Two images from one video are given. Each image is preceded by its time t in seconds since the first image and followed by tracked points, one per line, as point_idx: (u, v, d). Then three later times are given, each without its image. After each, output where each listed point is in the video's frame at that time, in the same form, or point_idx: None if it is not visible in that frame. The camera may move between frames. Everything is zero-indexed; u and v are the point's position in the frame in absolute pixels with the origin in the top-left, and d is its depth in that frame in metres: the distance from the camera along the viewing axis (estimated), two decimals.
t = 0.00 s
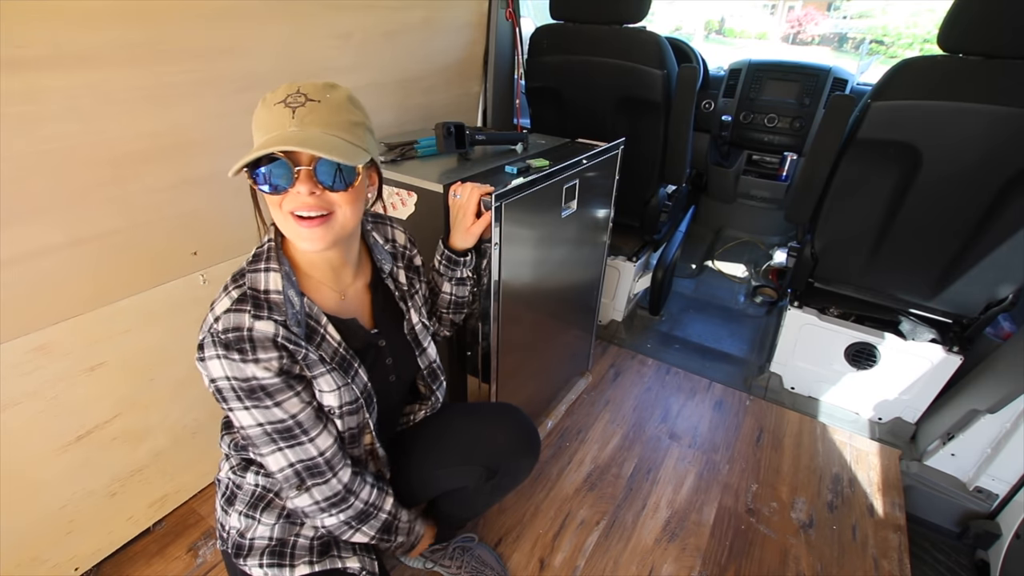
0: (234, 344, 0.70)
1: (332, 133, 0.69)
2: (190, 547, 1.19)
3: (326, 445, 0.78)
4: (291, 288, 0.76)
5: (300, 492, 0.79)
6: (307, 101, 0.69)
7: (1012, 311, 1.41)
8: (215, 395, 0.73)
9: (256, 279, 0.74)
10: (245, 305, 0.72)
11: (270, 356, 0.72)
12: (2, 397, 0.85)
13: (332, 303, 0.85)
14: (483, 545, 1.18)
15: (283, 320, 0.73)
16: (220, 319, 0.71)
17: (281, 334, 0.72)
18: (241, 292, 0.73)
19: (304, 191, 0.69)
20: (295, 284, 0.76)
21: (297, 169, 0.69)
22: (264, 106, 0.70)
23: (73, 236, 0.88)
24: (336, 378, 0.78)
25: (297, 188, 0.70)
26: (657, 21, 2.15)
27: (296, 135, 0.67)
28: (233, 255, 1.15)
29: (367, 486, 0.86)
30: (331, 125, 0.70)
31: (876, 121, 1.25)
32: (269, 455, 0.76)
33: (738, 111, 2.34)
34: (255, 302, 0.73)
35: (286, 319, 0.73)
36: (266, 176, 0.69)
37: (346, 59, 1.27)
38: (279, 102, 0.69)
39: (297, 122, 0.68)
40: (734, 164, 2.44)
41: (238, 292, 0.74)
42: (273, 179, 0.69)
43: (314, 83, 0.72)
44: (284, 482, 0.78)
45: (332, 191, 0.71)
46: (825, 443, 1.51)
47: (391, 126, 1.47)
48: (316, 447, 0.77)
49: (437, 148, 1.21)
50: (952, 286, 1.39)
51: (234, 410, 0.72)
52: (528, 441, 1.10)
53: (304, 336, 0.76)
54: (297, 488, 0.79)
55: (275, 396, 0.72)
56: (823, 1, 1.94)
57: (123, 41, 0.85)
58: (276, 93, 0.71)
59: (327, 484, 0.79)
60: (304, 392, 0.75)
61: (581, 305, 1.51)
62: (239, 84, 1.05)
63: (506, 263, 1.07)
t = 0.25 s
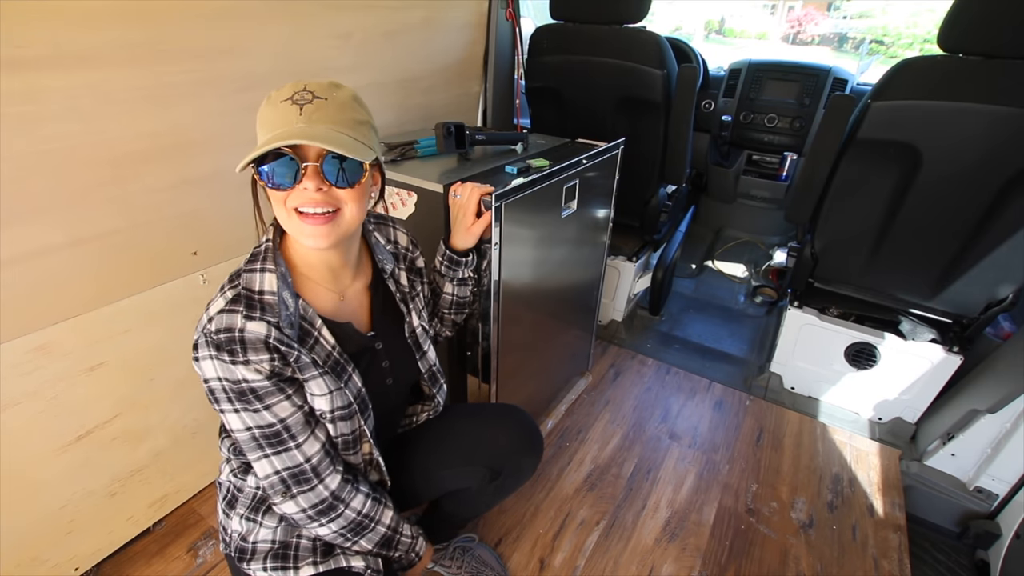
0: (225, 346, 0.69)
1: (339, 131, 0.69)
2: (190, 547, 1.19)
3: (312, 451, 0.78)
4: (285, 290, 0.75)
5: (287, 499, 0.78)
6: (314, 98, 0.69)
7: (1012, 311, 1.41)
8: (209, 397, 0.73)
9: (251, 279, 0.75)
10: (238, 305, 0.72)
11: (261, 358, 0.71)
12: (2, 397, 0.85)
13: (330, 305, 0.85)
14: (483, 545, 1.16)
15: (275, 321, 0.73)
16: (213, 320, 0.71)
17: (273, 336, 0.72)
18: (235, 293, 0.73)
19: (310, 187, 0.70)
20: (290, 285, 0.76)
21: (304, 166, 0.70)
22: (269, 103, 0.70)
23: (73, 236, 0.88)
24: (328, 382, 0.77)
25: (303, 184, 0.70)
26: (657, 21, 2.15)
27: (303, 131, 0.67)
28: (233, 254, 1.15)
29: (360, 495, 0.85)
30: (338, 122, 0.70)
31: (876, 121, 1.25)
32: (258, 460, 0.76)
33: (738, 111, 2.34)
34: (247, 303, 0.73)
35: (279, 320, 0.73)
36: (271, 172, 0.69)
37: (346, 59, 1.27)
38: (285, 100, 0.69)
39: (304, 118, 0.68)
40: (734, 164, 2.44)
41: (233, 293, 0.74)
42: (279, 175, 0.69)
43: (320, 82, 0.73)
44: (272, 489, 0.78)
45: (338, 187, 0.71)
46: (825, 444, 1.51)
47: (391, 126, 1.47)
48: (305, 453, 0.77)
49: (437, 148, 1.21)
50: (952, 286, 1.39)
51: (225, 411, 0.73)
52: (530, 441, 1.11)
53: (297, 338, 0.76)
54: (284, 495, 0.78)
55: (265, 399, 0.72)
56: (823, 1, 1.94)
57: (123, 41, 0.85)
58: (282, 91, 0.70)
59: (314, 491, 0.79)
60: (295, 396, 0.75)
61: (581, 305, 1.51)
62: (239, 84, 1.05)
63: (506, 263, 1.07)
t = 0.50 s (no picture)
0: (236, 347, 0.70)
1: (343, 130, 0.70)
2: (190, 547, 1.19)
3: (322, 449, 0.79)
4: (293, 290, 0.75)
5: (296, 499, 0.79)
6: (317, 98, 0.69)
7: (1012, 311, 1.41)
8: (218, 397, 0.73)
9: (259, 280, 0.74)
10: (248, 307, 0.72)
11: (272, 360, 0.72)
12: (2, 397, 0.85)
13: (336, 304, 0.86)
14: (483, 545, 1.16)
15: (285, 322, 0.73)
16: (223, 321, 0.71)
17: (284, 337, 0.72)
18: (244, 294, 0.74)
19: (316, 186, 0.70)
20: (298, 286, 0.76)
21: (308, 165, 0.70)
22: (271, 104, 0.70)
23: (73, 236, 0.88)
24: (337, 382, 0.78)
25: (308, 184, 0.70)
26: (657, 21, 2.15)
27: (308, 131, 0.67)
28: (233, 254, 1.15)
29: (366, 492, 0.86)
30: (342, 121, 0.70)
31: (876, 121, 1.25)
32: (268, 460, 0.76)
33: (738, 111, 2.34)
34: (257, 304, 0.73)
35: (288, 321, 0.73)
36: (276, 173, 0.69)
37: (346, 59, 1.27)
38: (288, 100, 0.69)
39: (308, 118, 0.68)
40: (734, 164, 2.44)
41: (242, 294, 0.74)
42: (283, 175, 0.69)
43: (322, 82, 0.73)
44: (280, 490, 0.78)
45: (343, 186, 0.72)
46: (825, 444, 1.51)
47: (390, 126, 1.47)
48: (315, 453, 0.78)
49: (437, 148, 1.21)
50: (952, 286, 1.39)
51: (235, 413, 0.72)
52: (531, 441, 1.10)
53: (306, 339, 0.76)
54: (293, 495, 0.78)
55: (276, 400, 0.73)
56: (823, 1, 1.94)
57: (123, 41, 0.85)
58: (284, 91, 0.70)
59: (322, 490, 0.79)
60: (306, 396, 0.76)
61: (580, 305, 1.51)
62: (239, 84, 1.05)
63: (506, 263, 1.07)
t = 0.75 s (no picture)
0: (238, 348, 0.70)
1: (347, 129, 0.70)
2: (190, 547, 1.19)
3: (324, 450, 0.79)
4: (295, 290, 0.75)
5: (297, 499, 0.79)
6: (320, 97, 0.69)
7: (1012, 311, 1.41)
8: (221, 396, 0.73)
9: (260, 281, 0.75)
10: (250, 307, 0.72)
11: (274, 360, 0.71)
12: (2, 397, 0.85)
13: (338, 304, 0.86)
14: (483, 545, 1.16)
15: (287, 322, 0.73)
16: (225, 321, 0.71)
17: (286, 337, 0.72)
18: (245, 294, 0.73)
19: (319, 185, 0.70)
20: (300, 286, 0.76)
21: (311, 164, 0.70)
22: (274, 104, 0.70)
23: (73, 236, 0.88)
24: (339, 382, 0.78)
25: (312, 183, 0.70)
26: (657, 21, 2.15)
27: (311, 130, 0.67)
28: (233, 254, 1.15)
29: (367, 492, 0.86)
30: (345, 120, 0.70)
31: (876, 121, 1.25)
32: (270, 460, 0.76)
33: (738, 111, 2.34)
34: (259, 304, 0.73)
35: (290, 321, 0.73)
36: (279, 172, 0.69)
37: (346, 59, 1.27)
38: (291, 100, 0.69)
39: (312, 117, 0.68)
40: (734, 164, 2.44)
41: (243, 294, 0.74)
42: (286, 174, 0.69)
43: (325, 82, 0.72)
44: (282, 490, 0.78)
45: (346, 185, 0.72)
46: (825, 444, 1.51)
47: (390, 126, 1.47)
48: (317, 453, 0.78)
49: (437, 148, 1.21)
50: (952, 286, 1.39)
51: (237, 413, 0.72)
52: (531, 441, 1.10)
53: (308, 339, 0.76)
54: (294, 495, 0.78)
55: (278, 400, 0.73)
56: (823, 1, 1.94)
57: (123, 41, 0.85)
58: (287, 91, 0.70)
59: (324, 489, 0.79)
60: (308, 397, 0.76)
61: (580, 305, 1.51)
62: (240, 84, 1.05)
63: (506, 263, 1.07)
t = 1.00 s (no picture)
0: (237, 348, 0.70)
1: (346, 128, 0.70)
2: (190, 548, 1.18)
3: (323, 450, 0.79)
4: (294, 289, 0.75)
5: (296, 499, 0.79)
6: (320, 97, 0.69)
7: (1012, 311, 1.41)
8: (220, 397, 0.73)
9: (260, 280, 0.74)
10: (249, 307, 0.72)
11: (274, 360, 0.71)
12: (2, 397, 0.85)
13: (337, 304, 0.86)
14: (483, 545, 1.16)
15: (286, 322, 0.73)
16: (224, 321, 0.71)
17: (285, 337, 0.72)
18: (244, 294, 0.73)
19: (319, 185, 0.70)
20: (299, 285, 0.76)
21: (311, 164, 0.70)
22: (274, 104, 0.70)
23: (73, 236, 0.88)
24: (338, 382, 0.78)
25: (312, 182, 0.70)
26: (657, 21, 2.15)
27: (311, 130, 0.67)
28: (233, 254, 1.15)
29: (366, 492, 0.86)
30: (345, 120, 0.70)
31: (876, 121, 1.25)
32: (269, 461, 0.76)
33: (738, 111, 2.34)
34: (258, 304, 0.73)
35: (290, 320, 0.73)
36: (279, 171, 0.68)
37: (346, 59, 1.27)
38: (290, 100, 0.69)
39: (312, 117, 0.68)
40: (734, 164, 2.44)
41: (243, 294, 0.74)
42: (286, 173, 0.69)
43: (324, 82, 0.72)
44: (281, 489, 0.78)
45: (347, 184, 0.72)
46: (825, 444, 1.51)
47: (390, 126, 1.47)
48: (316, 453, 0.78)
49: (437, 148, 1.21)
50: (952, 286, 1.39)
51: (236, 412, 0.73)
52: (531, 440, 1.10)
53: (308, 338, 0.76)
54: (293, 495, 0.78)
55: (276, 401, 0.73)
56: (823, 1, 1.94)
57: (123, 41, 0.85)
58: (286, 91, 0.70)
59: (323, 490, 0.79)
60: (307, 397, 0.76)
61: (580, 305, 1.51)
62: (240, 84, 1.05)
63: (506, 262, 1.07)
